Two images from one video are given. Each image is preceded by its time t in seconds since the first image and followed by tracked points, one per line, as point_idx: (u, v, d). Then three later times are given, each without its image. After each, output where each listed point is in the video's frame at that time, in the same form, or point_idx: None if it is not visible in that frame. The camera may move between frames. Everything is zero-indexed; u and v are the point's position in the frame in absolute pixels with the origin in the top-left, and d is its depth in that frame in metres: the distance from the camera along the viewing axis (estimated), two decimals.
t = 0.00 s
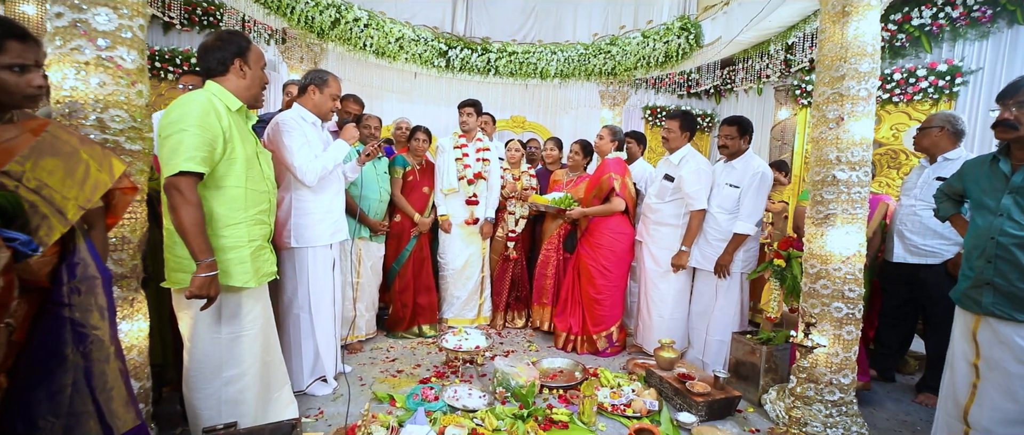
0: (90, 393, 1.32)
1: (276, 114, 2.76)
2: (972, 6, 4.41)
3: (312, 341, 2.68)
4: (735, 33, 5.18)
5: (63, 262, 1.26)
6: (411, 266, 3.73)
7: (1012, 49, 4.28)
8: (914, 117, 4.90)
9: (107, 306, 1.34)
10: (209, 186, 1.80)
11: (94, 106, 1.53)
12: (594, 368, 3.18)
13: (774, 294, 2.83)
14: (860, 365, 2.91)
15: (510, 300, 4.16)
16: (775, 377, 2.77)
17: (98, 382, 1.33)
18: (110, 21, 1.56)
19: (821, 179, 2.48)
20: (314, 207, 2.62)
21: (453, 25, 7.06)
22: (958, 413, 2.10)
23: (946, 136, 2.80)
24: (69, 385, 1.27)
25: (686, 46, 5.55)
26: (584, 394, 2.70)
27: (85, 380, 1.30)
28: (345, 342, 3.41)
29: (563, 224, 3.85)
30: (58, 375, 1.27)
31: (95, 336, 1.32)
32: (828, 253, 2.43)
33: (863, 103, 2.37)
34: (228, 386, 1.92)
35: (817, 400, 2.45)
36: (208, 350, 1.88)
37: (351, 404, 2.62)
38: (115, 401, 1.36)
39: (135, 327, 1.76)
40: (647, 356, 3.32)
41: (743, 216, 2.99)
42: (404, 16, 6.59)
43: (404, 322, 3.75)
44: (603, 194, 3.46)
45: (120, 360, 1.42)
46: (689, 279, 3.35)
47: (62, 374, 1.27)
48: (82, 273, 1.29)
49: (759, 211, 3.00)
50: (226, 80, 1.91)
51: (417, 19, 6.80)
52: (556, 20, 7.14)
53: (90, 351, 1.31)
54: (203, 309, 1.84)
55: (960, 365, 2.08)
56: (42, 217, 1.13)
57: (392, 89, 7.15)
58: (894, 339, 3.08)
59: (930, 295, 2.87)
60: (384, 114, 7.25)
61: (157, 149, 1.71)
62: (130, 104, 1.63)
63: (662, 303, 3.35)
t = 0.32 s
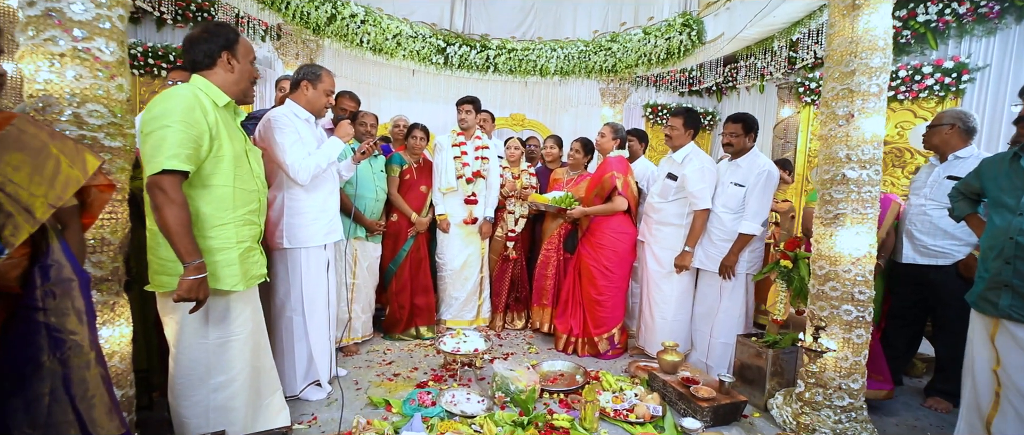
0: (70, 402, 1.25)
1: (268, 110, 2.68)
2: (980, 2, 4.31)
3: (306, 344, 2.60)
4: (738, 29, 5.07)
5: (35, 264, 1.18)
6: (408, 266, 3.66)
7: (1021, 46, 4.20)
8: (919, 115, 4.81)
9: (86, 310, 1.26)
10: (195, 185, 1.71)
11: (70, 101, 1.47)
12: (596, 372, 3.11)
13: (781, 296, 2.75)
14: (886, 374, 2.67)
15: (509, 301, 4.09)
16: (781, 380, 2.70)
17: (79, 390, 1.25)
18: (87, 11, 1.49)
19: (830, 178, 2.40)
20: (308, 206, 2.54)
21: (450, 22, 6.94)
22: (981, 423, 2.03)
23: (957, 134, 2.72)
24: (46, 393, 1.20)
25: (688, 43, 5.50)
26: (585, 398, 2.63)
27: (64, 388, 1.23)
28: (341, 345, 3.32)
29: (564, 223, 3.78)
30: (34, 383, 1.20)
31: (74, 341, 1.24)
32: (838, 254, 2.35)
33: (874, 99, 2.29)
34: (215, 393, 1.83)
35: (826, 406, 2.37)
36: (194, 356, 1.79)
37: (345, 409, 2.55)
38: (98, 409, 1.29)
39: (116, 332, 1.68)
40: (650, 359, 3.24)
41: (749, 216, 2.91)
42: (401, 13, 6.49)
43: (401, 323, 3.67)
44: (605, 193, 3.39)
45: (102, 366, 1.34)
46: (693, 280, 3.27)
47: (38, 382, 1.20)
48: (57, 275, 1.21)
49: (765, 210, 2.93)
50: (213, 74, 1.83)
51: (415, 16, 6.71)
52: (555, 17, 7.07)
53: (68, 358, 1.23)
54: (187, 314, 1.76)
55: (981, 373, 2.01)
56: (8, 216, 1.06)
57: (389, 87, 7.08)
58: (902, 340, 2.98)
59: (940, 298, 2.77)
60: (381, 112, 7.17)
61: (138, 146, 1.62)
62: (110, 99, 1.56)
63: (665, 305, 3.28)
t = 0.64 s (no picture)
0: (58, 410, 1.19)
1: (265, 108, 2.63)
2: None
3: (303, 348, 2.54)
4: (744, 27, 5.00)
5: (15, 267, 1.12)
6: (408, 267, 3.60)
7: None
8: (928, 114, 4.76)
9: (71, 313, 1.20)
10: (187, 185, 1.64)
11: (54, 97, 1.41)
12: (599, 376, 3.04)
13: (790, 299, 2.67)
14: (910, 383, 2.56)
15: (511, 303, 4.03)
16: (790, 386, 2.63)
17: (67, 397, 1.20)
18: (71, 3, 1.44)
19: (842, 178, 2.33)
20: (305, 207, 2.48)
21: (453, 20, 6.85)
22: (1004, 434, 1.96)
23: (972, 134, 2.64)
24: (32, 401, 1.15)
25: (693, 40, 5.55)
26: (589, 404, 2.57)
27: (51, 396, 1.17)
28: (339, 348, 3.26)
29: (566, 224, 3.72)
30: (19, 391, 1.14)
31: (60, 347, 1.18)
32: (850, 257, 2.28)
33: (888, 97, 2.21)
34: (208, 400, 1.76)
35: (837, 413, 2.31)
36: (186, 362, 1.72)
37: (342, 415, 2.49)
38: (87, 417, 1.23)
39: (105, 337, 1.62)
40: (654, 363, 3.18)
41: (756, 217, 2.85)
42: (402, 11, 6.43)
43: (401, 326, 3.61)
44: (609, 194, 3.32)
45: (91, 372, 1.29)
46: (698, 282, 3.21)
47: (22, 390, 1.14)
48: (39, 278, 1.14)
49: (773, 211, 2.87)
50: (206, 69, 1.77)
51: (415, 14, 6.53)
52: (558, 16, 7.00)
53: (54, 364, 1.17)
54: (178, 318, 1.69)
55: (1005, 382, 1.94)
56: None
57: (390, 85, 7.02)
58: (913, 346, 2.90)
59: (954, 302, 2.70)
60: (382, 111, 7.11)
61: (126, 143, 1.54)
62: (97, 95, 1.51)
63: (670, 308, 3.21)
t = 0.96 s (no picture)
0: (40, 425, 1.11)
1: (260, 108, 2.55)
2: None
3: (301, 355, 2.47)
4: (752, 25, 5.00)
5: None
6: (409, 270, 3.53)
7: None
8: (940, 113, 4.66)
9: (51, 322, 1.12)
10: (175, 188, 1.55)
11: (34, 95, 1.33)
12: (605, 382, 2.96)
13: (803, 304, 2.57)
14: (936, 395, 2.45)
15: (514, 306, 3.96)
16: (804, 393, 2.54)
17: (50, 411, 1.12)
18: None
19: (858, 179, 2.24)
20: (302, 209, 2.40)
21: (454, 20, 6.69)
22: None
23: (992, 132, 2.56)
24: (11, 417, 1.06)
25: (697, 39, 5.45)
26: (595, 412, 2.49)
27: (31, 410, 1.09)
28: (338, 353, 3.19)
29: (570, 226, 3.64)
30: None
31: (42, 358, 1.10)
32: (866, 260, 2.18)
33: (907, 93, 2.13)
34: (198, 412, 1.68)
35: (854, 423, 2.22)
36: (174, 373, 1.64)
37: (341, 424, 2.41)
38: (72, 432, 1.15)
39: (90, 347, 1.55)
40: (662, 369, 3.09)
41: (768, 219, 2.77)
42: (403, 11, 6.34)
43: (402, 330, 3.54)
44: (615, 195, 3.23)
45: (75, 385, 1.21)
46: (707, 286, 3.12)
47: None
48: (15, 284, 1.06)
49: (785, 213, 2.79)
50: (196, 66, 1.70)
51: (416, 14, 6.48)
52: (561, 15, 7.02)
53: (34, 376, 1.09)
54: (167, 326, 1.61)
55: None
56: None
57: (391, 86, 6.95)
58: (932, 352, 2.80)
59: (975, 308, 2.60)
60: (383, 112, 7.04)
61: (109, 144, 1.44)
62: (80, 93, 1.44)
63: (678, 313, 3.12)
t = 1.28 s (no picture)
0: None
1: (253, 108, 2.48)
2: None
3: (297, 362, 2.39)
4: (757, 20, 5.03)
5: None
6: (408, 274, 3.45)
7: None
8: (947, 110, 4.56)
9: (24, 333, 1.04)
10: (159, 192, 1.48)
11: (7, 94, 1.25)
12: (610, 388, 2.88)
13: (814, 307, 2.49)
14: (957, 405, 2.37)
15: (516, 309, 3.88)
16: (815, 399, 2.46)
17: (25, 430, 1.04)
18: None
19: (872, 177, 2.15)
20: (298, 212, 2.33)
21: (454, 17, 6.76)
22: None
23: (1009, 128, 2.48)
24: None
25: (701, 36, 5.24)
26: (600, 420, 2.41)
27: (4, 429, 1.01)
28: (336, 359, 3.11)
29: (573, 227, 3.57)
30: None
31: (14, 373, 1.02)
32: (880, 261, 2.10)
33: (924, 88, 2.05)
34: (186, 426, 1.60)
35: (870, 431, 2.13)
36: (161, 385, 1.56)
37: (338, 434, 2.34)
38: None
39: (71, 359, 1.46)
40: (668, 374, 3.01)
41: (777, 219, 2.69)
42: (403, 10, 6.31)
43: (401, 335, 3.46)
44: (619, 196, 3.16)
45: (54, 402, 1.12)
46: (713, 288, 3.04)
47: None
48: None
49: (795, 213, 2.70)
50: (182, 64, 1.62)
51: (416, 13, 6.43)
52: (561, 13, 6.95)
53: (7, 392, 1.01)
54: (153, 337, 1.53)
55: None
56: None
57: (391, 86, 6.89)
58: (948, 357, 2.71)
59: (993, 311, 2.52)
60: (382, 112, 6.97)
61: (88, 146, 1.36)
62: (58, 92, 1.36)
63: (684, 316, 3.04)
